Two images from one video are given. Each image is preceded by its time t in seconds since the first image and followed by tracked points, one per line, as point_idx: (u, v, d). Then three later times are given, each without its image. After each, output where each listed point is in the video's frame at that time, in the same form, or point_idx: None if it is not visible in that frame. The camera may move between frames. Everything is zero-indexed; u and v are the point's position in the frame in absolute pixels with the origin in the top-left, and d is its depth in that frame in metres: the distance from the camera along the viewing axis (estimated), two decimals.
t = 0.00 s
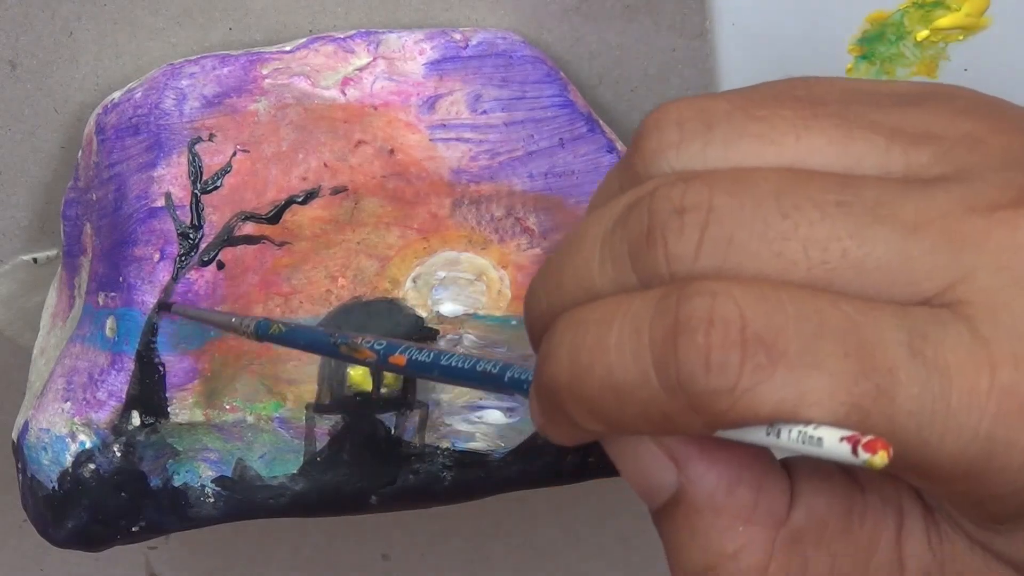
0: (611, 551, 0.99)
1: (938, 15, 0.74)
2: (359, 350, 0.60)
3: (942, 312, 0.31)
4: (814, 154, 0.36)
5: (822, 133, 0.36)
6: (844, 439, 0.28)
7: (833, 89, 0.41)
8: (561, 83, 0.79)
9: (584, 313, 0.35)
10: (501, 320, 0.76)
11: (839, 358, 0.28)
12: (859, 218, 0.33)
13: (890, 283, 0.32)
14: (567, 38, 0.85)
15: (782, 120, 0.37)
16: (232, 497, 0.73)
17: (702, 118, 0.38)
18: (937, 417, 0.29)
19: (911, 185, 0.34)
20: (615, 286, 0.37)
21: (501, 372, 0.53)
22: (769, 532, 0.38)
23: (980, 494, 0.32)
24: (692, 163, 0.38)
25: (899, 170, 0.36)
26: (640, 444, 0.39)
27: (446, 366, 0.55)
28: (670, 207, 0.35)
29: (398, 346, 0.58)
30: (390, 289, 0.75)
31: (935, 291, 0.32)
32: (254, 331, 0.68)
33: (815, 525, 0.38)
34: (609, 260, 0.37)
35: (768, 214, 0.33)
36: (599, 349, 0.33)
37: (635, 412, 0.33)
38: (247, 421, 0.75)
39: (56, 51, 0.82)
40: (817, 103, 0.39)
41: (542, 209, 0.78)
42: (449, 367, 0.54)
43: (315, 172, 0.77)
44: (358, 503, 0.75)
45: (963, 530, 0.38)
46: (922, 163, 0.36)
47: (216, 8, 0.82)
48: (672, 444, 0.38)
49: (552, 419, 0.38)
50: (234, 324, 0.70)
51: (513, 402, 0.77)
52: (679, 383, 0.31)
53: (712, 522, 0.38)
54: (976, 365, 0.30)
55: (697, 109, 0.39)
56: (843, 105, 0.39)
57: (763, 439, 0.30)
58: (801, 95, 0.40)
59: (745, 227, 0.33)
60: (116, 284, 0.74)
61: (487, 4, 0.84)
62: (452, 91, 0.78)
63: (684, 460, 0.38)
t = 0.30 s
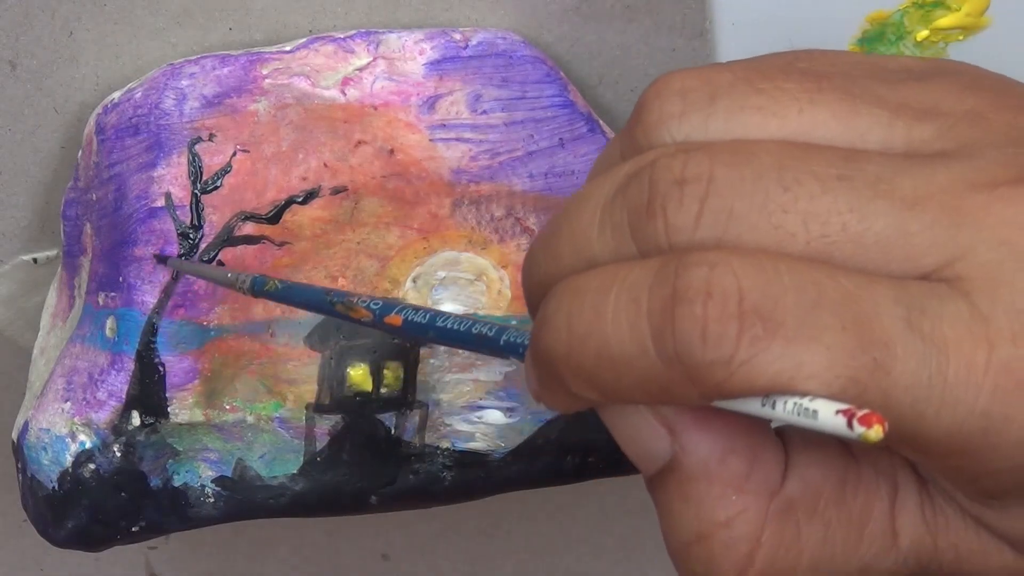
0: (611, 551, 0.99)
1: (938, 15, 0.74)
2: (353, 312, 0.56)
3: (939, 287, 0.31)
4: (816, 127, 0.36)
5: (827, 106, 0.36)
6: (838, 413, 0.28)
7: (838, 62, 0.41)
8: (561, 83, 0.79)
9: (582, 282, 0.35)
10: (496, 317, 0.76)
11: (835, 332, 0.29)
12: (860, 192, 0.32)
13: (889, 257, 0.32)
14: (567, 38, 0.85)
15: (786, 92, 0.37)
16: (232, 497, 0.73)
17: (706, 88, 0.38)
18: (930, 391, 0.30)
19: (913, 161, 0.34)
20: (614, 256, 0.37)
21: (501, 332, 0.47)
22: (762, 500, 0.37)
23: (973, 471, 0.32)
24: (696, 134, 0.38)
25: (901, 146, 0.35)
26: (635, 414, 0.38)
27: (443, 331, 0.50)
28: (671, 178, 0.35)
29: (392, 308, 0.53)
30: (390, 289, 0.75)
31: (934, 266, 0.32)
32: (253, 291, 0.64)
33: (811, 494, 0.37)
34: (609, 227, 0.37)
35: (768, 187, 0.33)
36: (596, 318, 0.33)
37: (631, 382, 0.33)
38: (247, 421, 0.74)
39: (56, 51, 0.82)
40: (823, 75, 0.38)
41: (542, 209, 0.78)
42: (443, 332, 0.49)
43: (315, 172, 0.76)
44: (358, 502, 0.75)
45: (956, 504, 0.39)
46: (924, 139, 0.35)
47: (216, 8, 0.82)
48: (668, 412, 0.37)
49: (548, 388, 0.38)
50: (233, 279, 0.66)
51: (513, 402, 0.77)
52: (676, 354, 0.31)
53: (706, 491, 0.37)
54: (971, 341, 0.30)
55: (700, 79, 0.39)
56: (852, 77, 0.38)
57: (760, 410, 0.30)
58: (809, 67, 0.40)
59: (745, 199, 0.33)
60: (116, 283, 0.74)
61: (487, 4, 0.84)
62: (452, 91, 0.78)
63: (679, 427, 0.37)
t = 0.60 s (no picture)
0: (611, 551, 0.99)
1: (938, 15, 0.75)
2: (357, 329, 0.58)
3: (928, 296, 0.31)
4: (805, 132, 0.36)
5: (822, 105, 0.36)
6: (828, 422, 0.28)
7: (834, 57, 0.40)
8: (561, 83, 0.79)
9: (570, 297, 0.34)
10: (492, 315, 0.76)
11: (822, 341, 0.29)
12: (846, 205, 0.32)
13: (875, 268, 0.32)
14: (567, 38, 0.85)
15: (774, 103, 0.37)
16: (232, 497, 0.74)
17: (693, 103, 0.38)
18: (918, 402, 0.30)
19: (901, 170, 0.34)
20: (601, 271, 0.37)
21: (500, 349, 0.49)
22: (754, 512, 0.37)
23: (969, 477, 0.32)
24: (684, 148, 0.37)
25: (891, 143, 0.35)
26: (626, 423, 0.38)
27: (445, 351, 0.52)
28: (658, 195, 0.35)
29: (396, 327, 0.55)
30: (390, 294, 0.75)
31: (924, 276, 0.31)
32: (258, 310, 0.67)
33: (801, 503, 0.37)
34: (596, 242, 0.37)
35: (754, 202, 0.33)
36: (584, 332, 0.33)
37: (620, 395, 0.33)
38: (247, 421, 0.74)
39: (56, 51, 0.82)
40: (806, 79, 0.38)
41: (542, 209, 0.78)
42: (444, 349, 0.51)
43: (314, 172, 0.76)
44: (358, 502, 0.75)
45: (948, 509, 0.39)
46: (912, 145, 0.35)
47: (216, 8, 0.82)
48: (658, 425, 0.37)
49: (540, 400, 0.38)
50: (234, 301, 0.70)
51: (513, 402, 0.77)
52: (665, 366, 0.31)
53: (697, 504, 0.37)
54: (960, 347, 0.30)
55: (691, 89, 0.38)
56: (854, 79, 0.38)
57: (750, 420, 0.31)
58: (795, 77, 0.39)
59: (732, 215, 0.33)
60: (116, 283, 0.74)
61: (487, 4, 0.84)
62: (452, 91, 0.78)
63: (670, 439, 0.37)
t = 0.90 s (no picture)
0: (611, 551, 0.99)
1: (938, 15, 0.74)
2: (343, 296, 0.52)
3: (927, 274, 0.30)
4: (805, 115, 0.36)
5: (817, 97, 0.36)
6: (827, 396, 0.28)
7: (833, 48, 0.40)
8: (561, 83, 0.79)
9: (572, 264, 0.34)
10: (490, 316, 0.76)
11: (823, 315, 0.29)
12: (848, 179, 0.32)
13: (877, 243, 0.32)
14: (568, 38, 0.85)
15: (777, 80, 0.37)
16: (232, 497, 0.74)
17: (696, 75, 0.38)
18: (918, 376, 0.30)
19: (903, 148, 0.34)
20: (603, 237, 0.37)
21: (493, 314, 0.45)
22: (751, 484, 0.37)
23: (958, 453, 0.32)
24: (686, 120, 0.37)
25: (891, 134, 0.35)
26: (621, 395, 0.37)
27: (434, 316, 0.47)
28: (661, 164, 0.34)
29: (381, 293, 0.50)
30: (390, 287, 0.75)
31: (924, 252, 0.31)
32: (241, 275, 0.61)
33: (798, 474, 0.38)
34: (597, 212, 0.37)
35: (758, 174, 0.33)
36: (583, 300, 0.33)
37: (620, 364, 0.33)
38: (247, 421, 0.74)
39: (56, 51, 0.82)
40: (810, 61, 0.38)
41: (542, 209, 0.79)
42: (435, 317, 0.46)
43: (314, 172, 0.76)
44: (359, 502, 0.75)
45: (941, 488, 0.40)
46: (914, 128, 0.35)
47: (216, 8, 0.82)
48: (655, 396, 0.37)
49: (534, 370, 0.38)
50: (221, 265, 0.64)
51: (513, 402, 0.77)
52: (665, 335, 0.31)
53: (693, 474, 0.37)
54: (958, 325, 0.30)
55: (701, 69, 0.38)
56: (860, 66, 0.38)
57: (747, 393, 0.30)
58: (798, 53, 0.40)
59: (734, 185, 0.33)
60: (116, 283, 0.74)
61: (487, 4, 0.84)
62: (452, 91, 0.78)
63: (666, 411, 0.37)
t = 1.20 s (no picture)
0: (610, 551, 0.99)
1: (938, 15, 0.74)
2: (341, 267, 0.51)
3: (925, 261, 0.31)
4: (808, 99, 0.36)
5: (819, 80, 0.36)
6: (823, 381, 0.28)
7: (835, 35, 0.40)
8: (561, 83, 0.80)
9: (570, 242, 0.34)
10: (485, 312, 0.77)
11: (823, 303, 0.29)
12: (850, 165, 0.32)
13: (877, 231, 0.32)
14: (568, 38, 0.85)
15: (779, 63, 0.36)
16: (232, 497, 0.74)
17: (699, 56, 0.37)
18: (914, 362, 0.30)
19: (908, 135, 0.33)
20: (601, 219, 0.36)
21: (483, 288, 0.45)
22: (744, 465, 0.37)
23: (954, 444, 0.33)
24: (688, 100, 0.37)
25: (892, 119, 0.35)
26: (614, 372, 0.37)
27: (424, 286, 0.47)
28: (661, 144, 0.34)
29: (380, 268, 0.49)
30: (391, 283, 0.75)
31: (921, 240, 0.31)
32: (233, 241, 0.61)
33: (789, 457, 0.38)
34: (596, 189, 0.36)
35: (759, 157, 0.33)
36: (583, 281, 0.32)
37: (617, 344, 0.33)
38: (246, 421, 0.74)
39: (56, 52, 0.82)
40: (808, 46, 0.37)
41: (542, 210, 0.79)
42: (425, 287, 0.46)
43: (314, 172, 0.76)
44: (358, 503, 0.75)
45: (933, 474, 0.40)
46: (914, 115, 0.35)
47: (216, 8, 0.82)
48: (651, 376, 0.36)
49: (532, 348, 0.38)
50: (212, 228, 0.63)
51: (513, 402, 0.77)
52: (664, 318, 0.31)
53: (686, 454, 0.37)
54: (954, 313, 0.30)
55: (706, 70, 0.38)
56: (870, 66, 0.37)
57: (742, 375, 0.30)
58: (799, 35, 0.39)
59: (735, 168, 0.33)
60: (116, 283, 0.74)
61: (487, 4, 0.84)
62: (452, 91, 0.78)
63: (660, 390, 0.36)
